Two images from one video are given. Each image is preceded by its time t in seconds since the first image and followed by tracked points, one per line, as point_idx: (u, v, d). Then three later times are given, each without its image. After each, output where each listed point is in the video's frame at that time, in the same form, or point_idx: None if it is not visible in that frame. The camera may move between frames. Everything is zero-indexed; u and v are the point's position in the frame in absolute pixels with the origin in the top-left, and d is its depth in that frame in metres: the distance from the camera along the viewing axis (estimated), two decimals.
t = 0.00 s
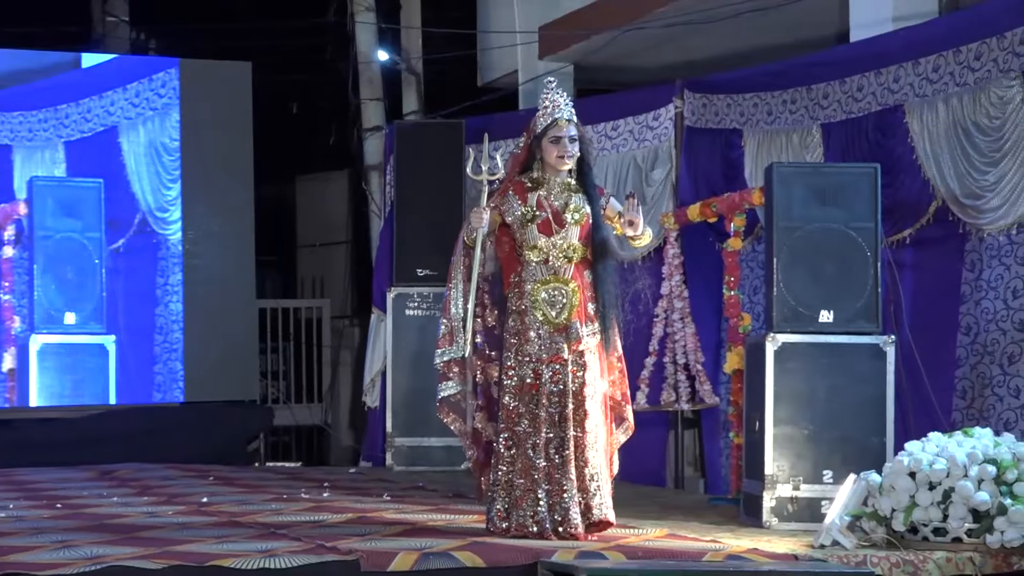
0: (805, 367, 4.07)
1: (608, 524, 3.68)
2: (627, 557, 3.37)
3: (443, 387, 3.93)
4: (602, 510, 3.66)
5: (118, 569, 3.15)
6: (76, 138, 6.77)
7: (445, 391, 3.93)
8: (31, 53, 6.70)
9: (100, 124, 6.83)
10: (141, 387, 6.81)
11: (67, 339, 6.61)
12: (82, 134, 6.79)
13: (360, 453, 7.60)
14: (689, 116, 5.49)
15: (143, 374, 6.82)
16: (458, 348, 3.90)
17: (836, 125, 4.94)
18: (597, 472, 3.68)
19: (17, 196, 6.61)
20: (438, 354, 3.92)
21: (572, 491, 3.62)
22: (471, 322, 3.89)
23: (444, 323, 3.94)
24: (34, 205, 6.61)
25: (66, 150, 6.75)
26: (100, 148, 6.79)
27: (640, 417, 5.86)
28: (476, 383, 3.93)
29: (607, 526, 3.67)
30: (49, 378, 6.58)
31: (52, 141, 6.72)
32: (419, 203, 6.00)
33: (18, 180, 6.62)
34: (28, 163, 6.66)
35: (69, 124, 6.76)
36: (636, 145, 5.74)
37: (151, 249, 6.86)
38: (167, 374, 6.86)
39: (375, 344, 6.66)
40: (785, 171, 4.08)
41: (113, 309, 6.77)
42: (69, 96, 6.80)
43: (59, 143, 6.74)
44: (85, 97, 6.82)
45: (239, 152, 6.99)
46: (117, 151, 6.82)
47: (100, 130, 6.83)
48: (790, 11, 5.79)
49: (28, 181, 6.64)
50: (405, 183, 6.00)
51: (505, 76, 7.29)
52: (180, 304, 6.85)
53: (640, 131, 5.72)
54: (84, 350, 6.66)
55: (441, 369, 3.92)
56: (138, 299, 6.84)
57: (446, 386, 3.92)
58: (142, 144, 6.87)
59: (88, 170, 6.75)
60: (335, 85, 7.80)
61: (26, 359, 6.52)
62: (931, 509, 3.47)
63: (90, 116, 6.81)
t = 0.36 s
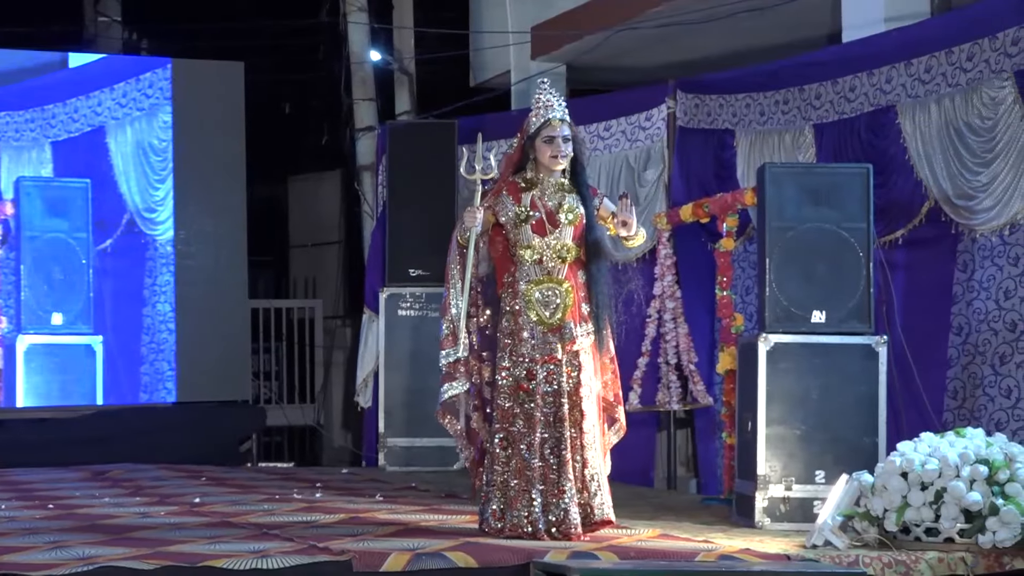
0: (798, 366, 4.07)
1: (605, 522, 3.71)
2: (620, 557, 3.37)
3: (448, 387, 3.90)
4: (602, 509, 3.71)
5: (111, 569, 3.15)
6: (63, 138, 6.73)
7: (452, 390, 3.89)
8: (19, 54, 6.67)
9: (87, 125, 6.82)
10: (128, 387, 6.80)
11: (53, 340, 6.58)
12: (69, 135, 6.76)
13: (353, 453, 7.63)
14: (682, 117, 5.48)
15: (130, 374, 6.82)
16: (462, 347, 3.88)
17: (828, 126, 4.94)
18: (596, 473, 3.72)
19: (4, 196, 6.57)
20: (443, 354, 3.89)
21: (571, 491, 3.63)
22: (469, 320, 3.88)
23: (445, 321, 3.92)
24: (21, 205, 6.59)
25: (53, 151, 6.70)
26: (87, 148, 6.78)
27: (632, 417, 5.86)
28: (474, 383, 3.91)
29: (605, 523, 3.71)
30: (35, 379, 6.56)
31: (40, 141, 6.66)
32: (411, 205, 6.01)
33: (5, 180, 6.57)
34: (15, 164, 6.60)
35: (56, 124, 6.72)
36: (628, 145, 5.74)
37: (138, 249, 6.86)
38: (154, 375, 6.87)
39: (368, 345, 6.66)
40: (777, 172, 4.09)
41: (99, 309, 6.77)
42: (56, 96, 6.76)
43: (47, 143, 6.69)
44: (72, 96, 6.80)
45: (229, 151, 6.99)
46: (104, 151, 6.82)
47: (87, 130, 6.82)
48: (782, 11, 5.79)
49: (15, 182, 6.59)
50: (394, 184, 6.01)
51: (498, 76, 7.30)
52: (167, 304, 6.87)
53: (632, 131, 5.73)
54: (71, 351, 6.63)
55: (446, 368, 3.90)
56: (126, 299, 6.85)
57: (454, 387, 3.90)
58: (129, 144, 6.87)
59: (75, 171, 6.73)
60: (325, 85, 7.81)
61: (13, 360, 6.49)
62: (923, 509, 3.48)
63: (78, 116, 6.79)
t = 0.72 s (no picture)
0: (797, 366, 4.07)
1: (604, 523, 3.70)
2: (619, 557, 3.37)
3: (448, 387, 3.90)
4: (599, 510, 3.71)
5: (110, 569, 3.15)
6: (59, 138, 6.78)
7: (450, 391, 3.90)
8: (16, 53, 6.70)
9: (83, 125, 6.85)
10: (123, 387, 6.85)
11: (48, 339, 6.62)
12: (65, 135, 6.80)
13: (349, 452, 7.61)
14: (682, 117, 5.48)
15: (125, 374, 6.85)
16: (461, 348, 3.89)
17: (827, 126, 4.94)
18: (595, 473, 3.71)
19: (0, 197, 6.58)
20: (443, 355, 3.90)
21: (568, 491, 3.63)
22: (466, 322, 3.89)
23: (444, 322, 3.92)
24: (17, 205, 6.59)
25: (48, 151, 6.75)
26: (82, 148, 6.82)
27: (631, 417, 5.86)
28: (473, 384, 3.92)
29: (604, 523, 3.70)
30: (31, 378, 6.57)
31: (35, 141, 6.71)
32: (409, 206, 6.01)
33: None
34: (10, 163, 6.64)
35: (51, 124, 6.75)
36: (626, 145, 5.75)
37: (133, 250, 6.89)
38: (149, 375, 6.88)
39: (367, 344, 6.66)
40: (776, 172, 4.08)
41: (94, 310, 6.80)
42: (52, 96, 6.78)
43: (42, 143, 6.73)
44: (68, 96, 6.82)
45: (227, 151, 6.97)
46: (100, 151, 6.84)
47: (83, 130, 6.85)
48: (782, 11, 5.79)
49: (10, 182, 6.62)
50: (393, 183, 6.01)
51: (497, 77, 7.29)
52: (162, 305, 6.88)
53: (631, 131, 5.73)
54: (65, 350, 6.67)
55: (445, 370, 3.90)
56: (122, 300, 6.87)
57: (454, 388, 3.90)
58: (125, 144, 6.89)
59: (71, 171, 6.76)
60: (324, 85, 7.81)
61: (8, 359, 6.51)
62: (921, 509, 3.47)
63: (73, 116, 6.82)
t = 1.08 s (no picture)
0: (797, 367, 4.07)
1: (604, 523, 3.70)
2: (618, 557, 3.37)
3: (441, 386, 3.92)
4: (600, 510, 3.71)
5: (110, 568, 3.15)
6: (59, 136, 6.78)
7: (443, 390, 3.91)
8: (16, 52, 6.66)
9: (84, 123, 6.85)
10: (123, 386, 6.83)
11: (48, 338, 6.60)
12: (66, 133, 6.80)
13: (348, 451, 7.60)
14: (682, 117, 5.49)
15: (125, 373, 6.83)
16: (453, 346, 3.87)
17: (827, 127, 4.94)
18: (595, 473, 3.71)
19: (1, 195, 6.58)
20: (434, 353, 3.90)
21: (567, 492, 3.63)
22: (462, 320, 3.86)
23: (440, 319, 3.90)
24: (17, 204, 6.59)
25: (49, 150, 6.76)
26: (83, 147, 6.82)
27: (631, 417, 5.86)
28: (472, 383, 3.93)
29: (604, 523, 3.70)
30: (32, 378, 6.55)
31: (36, 139, 6.71)
32: (409, 205, 6.01)
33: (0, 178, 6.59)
34: (10, 161, 6.64)
35: (53, 123, 6.75)
36: (626, 145, 5.76)
37: (133, 248, 6.88)
38: (148, 374, 6.86)
39: (367, 344, 6.66)
40: (776, 172, 4.08)
41: (94, 309, 6.79)
42: (53, 95, 6.78)
43: (42, 141, 6.73)
44: (69, 95, 6.82)
45: (229, 150, 6.98)
46: (100, 150, 6.85)
47: (85, 129, 6.85)
48: (783, 12, 5.79)
49: (11, 180, 6.62)
50: (393, 182, 6.01)
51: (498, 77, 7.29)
52: (162, 304, 6.88)
53: (632, 131, 5.74)
54: (65, 348, 6.64)
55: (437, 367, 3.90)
56: (122, 299, 6.86)
57: (445, 386, 3.92)
58: (126, 142, 6.90)
59: (72, 170, 6.78)
60: (324, 84, 7.82)
61: (8, 357, 6.47)
62: (921, 510, 3.47)
63: (74, 115, 6.82)
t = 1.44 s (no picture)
0: (797, 367, 4.07)
1: (604, 523, 3.69)
2: (618, 557, 3.37)
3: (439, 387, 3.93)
4: (599, 510, 3.70)
5: (109, 568, 3.14)
6: (60, 137, 6.78)
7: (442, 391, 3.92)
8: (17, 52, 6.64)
9: (85, 124, 6.85)
10: (123, 386, 6.81)
11: (48, 339, 6.60)
12: (66, 134, 6.80)
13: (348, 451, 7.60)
14: (683, 117, 5.49)
15: (125, 374, 6.82)
16: (451, 346, 3.90)
17: (827, 127, 4.94)
18: (594, 473, 3.71)
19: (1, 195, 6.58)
20: (435, 352, 3.92)
21: (567, 492, 3.62)
22: (462, 320, 3.88)
23: (440, 319, 3.93)
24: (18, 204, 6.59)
25: (49, 151, 6.76)
26: (84, 149, 6.82)
27: (631, 418, 5.86)
28: (472, 383, 3.93)
29: (604, 524, 3.69)
30: (32, 378, 6.55)
31: (37, 140, 6.71)
32: (410, 206, 6.01)
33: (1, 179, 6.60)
34: (12, 161, 6.64)
35: (54, 123, 6.76)
36: (627, 145, 5.76)
37: (133, 249, 6.88)
38: (149, 375, 6.85)
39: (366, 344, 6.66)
40: (776, 172, 4.08)
41: (94, 309, 6.79)
42: (54, 96, 6.79)
43: (43, 142, 6.73)
44: (70, 96, 6.82)
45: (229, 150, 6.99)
46: (101, 151, 6.85)
47: (86, 130, 6.85)
48: (784, 12, 5.79)
49: (13, 180, 6.62)
50: (393, 182, 6.01)
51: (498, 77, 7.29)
52: (162, 305, 6.88)
53: (632, 131, 5.74)
54: (66, 349, 6.65)
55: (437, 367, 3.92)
56: (122, 299, 6.85)
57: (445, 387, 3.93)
58: (127, 143, 6.90)
59: (73, 171, 6.77)
60: (325, 83, 7.82)
61: (8, 358, 6.49)
62: (921, 510, 3.47)
63: (75, 116, 6.82)
